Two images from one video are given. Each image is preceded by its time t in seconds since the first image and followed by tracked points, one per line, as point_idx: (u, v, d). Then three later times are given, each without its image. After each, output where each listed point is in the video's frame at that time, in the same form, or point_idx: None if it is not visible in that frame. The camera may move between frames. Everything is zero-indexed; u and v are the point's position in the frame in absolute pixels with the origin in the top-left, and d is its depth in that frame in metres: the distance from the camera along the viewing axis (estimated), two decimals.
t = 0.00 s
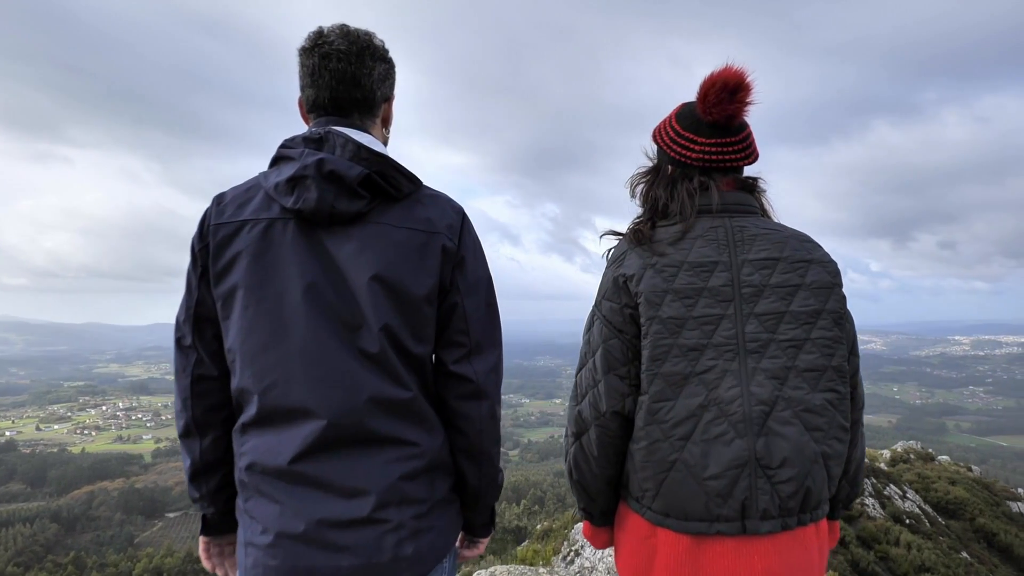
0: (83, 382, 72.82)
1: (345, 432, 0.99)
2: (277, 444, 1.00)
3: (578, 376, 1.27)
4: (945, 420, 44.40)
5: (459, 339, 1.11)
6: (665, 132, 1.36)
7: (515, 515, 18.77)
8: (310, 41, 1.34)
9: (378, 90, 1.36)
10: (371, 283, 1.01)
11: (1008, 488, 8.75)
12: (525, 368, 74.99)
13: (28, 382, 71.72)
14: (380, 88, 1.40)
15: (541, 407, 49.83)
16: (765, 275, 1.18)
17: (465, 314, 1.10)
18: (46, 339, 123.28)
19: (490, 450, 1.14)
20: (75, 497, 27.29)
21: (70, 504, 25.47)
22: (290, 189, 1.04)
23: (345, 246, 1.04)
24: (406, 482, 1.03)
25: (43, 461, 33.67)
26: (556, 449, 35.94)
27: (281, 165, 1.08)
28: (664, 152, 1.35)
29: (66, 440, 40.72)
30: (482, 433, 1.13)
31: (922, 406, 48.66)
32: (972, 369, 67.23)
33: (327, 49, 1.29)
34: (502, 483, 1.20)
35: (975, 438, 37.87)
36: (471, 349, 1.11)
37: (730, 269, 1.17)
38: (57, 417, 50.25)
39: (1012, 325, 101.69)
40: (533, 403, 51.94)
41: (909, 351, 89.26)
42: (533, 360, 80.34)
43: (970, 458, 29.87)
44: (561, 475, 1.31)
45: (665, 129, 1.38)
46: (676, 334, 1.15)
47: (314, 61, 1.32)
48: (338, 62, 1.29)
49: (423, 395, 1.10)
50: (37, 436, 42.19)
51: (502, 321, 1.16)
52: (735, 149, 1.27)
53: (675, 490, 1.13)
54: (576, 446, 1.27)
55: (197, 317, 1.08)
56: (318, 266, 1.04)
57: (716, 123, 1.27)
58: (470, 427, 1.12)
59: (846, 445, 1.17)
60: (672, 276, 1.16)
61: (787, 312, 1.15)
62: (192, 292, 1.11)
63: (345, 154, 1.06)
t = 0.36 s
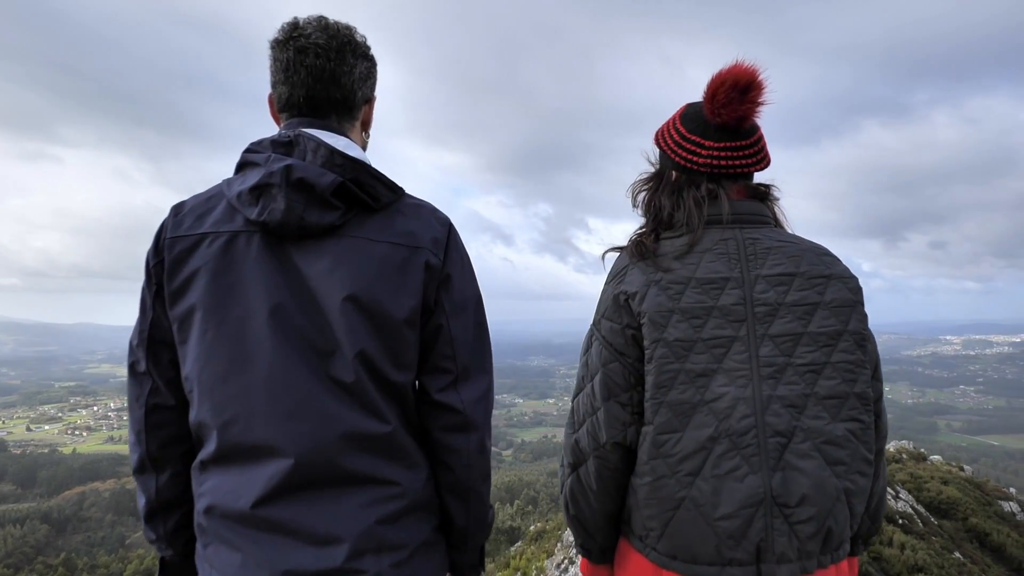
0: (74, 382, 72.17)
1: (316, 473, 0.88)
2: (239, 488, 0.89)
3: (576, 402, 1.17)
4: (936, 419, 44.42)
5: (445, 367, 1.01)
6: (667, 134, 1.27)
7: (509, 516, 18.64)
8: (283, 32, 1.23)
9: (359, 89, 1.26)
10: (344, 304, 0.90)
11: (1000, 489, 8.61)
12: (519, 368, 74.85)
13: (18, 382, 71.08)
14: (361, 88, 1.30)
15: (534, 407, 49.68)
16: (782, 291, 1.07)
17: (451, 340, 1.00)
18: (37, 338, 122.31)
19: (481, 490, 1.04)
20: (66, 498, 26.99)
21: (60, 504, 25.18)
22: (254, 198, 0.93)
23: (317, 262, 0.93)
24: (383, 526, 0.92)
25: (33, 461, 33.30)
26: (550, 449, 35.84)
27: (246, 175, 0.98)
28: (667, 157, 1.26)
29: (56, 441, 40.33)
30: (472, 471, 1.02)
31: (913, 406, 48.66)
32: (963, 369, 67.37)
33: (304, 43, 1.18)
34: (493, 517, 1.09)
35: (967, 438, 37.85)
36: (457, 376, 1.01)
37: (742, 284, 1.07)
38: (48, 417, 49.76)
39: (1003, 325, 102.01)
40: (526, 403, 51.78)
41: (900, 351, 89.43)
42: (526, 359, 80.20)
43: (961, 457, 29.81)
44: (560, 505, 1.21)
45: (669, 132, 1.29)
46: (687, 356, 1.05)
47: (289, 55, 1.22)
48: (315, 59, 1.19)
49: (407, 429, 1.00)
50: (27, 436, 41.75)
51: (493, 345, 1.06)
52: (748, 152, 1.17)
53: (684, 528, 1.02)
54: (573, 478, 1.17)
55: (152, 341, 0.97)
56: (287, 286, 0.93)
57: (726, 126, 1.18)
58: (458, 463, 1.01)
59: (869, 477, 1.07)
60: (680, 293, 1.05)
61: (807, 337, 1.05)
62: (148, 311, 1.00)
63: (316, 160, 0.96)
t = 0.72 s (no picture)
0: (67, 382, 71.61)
1: (286, 510, 0.79)
2: (199, 526, 0.79)
3: (576, 420, 1.09)
4: (930, 418, 44.29)
5: (434, 388, 0.92)
6: (675, 131, 1.18)
7: (504, 516, 18.61)
8: (261, 17, 1.13)
9: (344, 84, 1.16)
10: (318, 320, 0.81)
11: (994, 488, 8.53)
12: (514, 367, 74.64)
13: (12, 382, 70.63)
14: (345, 83, 1.20)
15: (529, 407, 49.53)
16: (802, 303, 0.98)
17: (441, 358, 0.91)
18: (31, 338, 121.59)
19: (473, 524, 0.95)
20: (61, 499, 26.71)
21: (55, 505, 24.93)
22: (220, 200, 0.84)
23: (289, 273, 0.84)
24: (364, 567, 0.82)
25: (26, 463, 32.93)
26: (545, 449, 35.74)
27: (213, 175, 0.89)
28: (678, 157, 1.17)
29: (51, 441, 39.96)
30: (462, 503, 0.93)
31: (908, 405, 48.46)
32: (957, 367, 67.29)
33: (285, 29, 1.08)
34: (486, 551, 1.00)
35: (960, 438, 37.72)
36: (447, 400, 0.92)
37: (756, 295, 0.98)
38: (42, 417, 49.35)
39: (997, 325, 102.04)
40: (522, 404, 51.63)
41: (894, 349, 89.47)
42: (522, 359, 80.08)
43: (956, 458, 29.69)
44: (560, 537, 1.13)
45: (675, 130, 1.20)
46: (695, 374, 0.96)
47: (267, 42, 1.12)
48: (297, 48, 1.09)
49: (392, 454, 0.91)
50: (21, 436, 41.39)
51: (487, 360, 0.97)
52: (766, 150, 1.11)
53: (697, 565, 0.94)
54: (574, 503, 1.10)
55: (106, 358, 0.88)
56: (256, 297, 0.84)
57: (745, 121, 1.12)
58: (447, 494, 0.92)
59: (900, 506, 0.97)
60: (688, 306, 0.96)
61: (828, 353, 0.96)
62: (101, 326, 0.91)
63: (290, 159, 0.86)
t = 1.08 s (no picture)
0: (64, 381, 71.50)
1: (251, 552, 0.75)
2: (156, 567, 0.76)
3: (581, 444, 1.21)
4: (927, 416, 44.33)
5: (423, 415, 0.91)
6: (684, 131, 1.25)
7: (502, 516, 18.58)
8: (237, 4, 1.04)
9: (326, 78, 1.06)
10: (293, 341, 0.79)
11: (991, 488, 8.49)
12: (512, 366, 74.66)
13: (9, 382, 70.59)
14: (328, 76, 1.12)
15: (527, 407, 49.52)
16: (831, 320, 1.06)
17: (432, 382, 0.90)
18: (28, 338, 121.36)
19: (465, 564, 0.95)
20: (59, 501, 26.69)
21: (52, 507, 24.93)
22: (179, 205, 0.80)
23: (257, 291, 0.82)
24: None
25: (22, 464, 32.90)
26: (542, 449, 35.83)
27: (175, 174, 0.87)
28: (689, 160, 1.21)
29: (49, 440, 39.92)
30: (456, 541, 0.94)
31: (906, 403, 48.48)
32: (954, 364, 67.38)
33: (262, 14, 0.99)
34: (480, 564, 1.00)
35: (957, 436, 37.80)
36: (437, 428, 0.91)
37: (778, 311, 1.04)
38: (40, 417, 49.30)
39: (994, 324, 102.24)
40: (520, 403, 51.65)
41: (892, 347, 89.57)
42: (520, 359, 80.09)
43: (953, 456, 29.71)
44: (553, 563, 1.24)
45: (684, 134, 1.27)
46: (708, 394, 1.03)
47: (240, 29, 1.03)
48: (276, 32, 0.99)
49: (378, 488, 0.90)
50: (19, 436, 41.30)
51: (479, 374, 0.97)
52: (782, 150, 1.14)
53: None
54: (577, 538, 1.21)
55: (54, 386, 0.94)
56: (221, 316, 0.81)
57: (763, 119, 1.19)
58: (437, 531, 0.93)
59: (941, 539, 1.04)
60: (706, 324, 1.03)
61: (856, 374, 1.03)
62: (47, 347, 0.95)
63: (261, 157, 0.83)
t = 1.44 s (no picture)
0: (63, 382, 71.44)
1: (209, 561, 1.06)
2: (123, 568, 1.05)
3: (589, 492, 1.59)
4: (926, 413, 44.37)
5: (414, 468, 1.24)
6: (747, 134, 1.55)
7: (500, 516, 18.57)
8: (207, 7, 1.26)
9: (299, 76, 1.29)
10: (259, 391, 1.09)
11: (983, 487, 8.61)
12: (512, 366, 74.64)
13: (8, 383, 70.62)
14: (309, 83, 1.35)
15: (526, 407, 49.53)
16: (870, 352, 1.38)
17: (423, 429, 1.23)
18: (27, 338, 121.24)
19: None
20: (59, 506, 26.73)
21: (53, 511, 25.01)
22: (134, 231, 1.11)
23: (226, 325, 1.12)
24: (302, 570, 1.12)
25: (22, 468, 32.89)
26: (541, 450, 35.92)
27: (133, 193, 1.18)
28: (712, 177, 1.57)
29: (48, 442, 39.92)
30: None
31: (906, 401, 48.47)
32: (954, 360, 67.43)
33: (234, 15, 1.21)
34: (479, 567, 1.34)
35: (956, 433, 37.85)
36: (430, 479, 1.25)
37: (809, 345, 1.37)
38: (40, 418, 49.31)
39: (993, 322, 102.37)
40: (519, 403, 51.65)
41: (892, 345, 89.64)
42: (519, 358, 80.04)
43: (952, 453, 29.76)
44: None
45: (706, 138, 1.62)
46: (736, 444, 1.35)
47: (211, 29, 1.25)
48: (253, 35, 1.21)
49: (366, 548, 1.25)
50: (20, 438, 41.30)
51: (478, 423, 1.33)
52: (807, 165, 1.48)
53: None
54: None
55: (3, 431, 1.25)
56: (186, 366, 1.12)
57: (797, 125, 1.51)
58: None
59: None
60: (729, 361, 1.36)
61: (901, 419, 1.34)
62: None
63: (229, 171, 1.15)
